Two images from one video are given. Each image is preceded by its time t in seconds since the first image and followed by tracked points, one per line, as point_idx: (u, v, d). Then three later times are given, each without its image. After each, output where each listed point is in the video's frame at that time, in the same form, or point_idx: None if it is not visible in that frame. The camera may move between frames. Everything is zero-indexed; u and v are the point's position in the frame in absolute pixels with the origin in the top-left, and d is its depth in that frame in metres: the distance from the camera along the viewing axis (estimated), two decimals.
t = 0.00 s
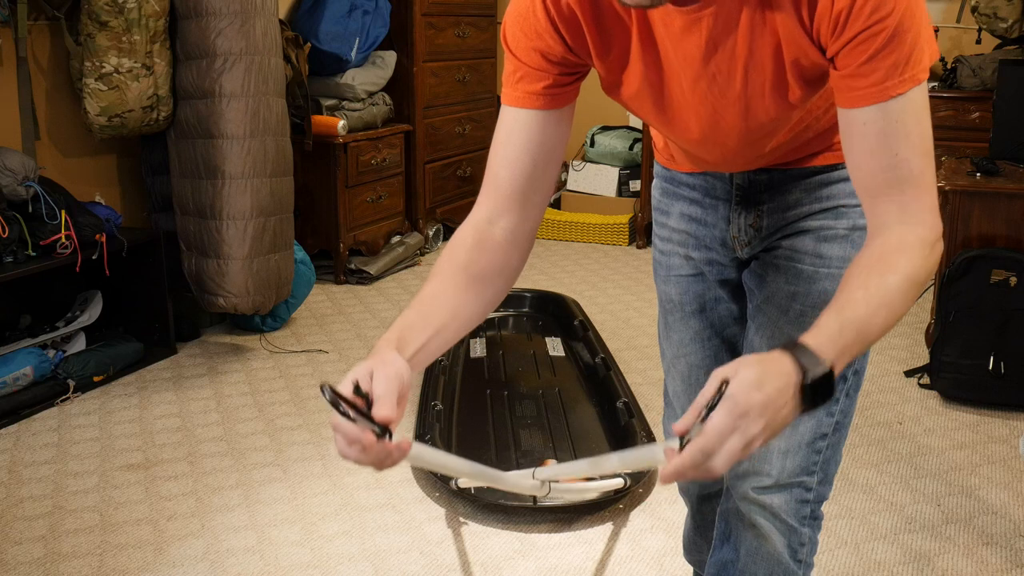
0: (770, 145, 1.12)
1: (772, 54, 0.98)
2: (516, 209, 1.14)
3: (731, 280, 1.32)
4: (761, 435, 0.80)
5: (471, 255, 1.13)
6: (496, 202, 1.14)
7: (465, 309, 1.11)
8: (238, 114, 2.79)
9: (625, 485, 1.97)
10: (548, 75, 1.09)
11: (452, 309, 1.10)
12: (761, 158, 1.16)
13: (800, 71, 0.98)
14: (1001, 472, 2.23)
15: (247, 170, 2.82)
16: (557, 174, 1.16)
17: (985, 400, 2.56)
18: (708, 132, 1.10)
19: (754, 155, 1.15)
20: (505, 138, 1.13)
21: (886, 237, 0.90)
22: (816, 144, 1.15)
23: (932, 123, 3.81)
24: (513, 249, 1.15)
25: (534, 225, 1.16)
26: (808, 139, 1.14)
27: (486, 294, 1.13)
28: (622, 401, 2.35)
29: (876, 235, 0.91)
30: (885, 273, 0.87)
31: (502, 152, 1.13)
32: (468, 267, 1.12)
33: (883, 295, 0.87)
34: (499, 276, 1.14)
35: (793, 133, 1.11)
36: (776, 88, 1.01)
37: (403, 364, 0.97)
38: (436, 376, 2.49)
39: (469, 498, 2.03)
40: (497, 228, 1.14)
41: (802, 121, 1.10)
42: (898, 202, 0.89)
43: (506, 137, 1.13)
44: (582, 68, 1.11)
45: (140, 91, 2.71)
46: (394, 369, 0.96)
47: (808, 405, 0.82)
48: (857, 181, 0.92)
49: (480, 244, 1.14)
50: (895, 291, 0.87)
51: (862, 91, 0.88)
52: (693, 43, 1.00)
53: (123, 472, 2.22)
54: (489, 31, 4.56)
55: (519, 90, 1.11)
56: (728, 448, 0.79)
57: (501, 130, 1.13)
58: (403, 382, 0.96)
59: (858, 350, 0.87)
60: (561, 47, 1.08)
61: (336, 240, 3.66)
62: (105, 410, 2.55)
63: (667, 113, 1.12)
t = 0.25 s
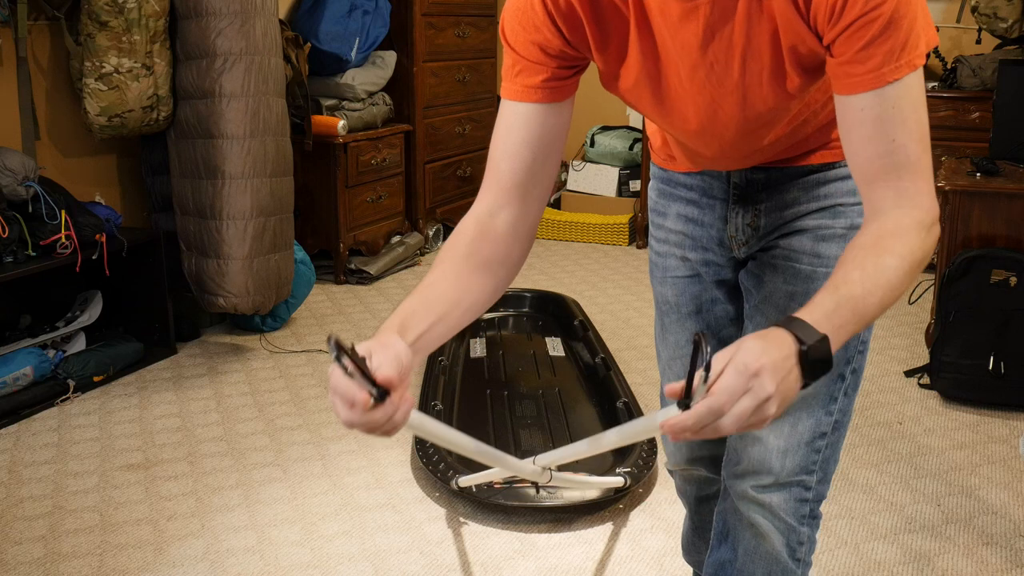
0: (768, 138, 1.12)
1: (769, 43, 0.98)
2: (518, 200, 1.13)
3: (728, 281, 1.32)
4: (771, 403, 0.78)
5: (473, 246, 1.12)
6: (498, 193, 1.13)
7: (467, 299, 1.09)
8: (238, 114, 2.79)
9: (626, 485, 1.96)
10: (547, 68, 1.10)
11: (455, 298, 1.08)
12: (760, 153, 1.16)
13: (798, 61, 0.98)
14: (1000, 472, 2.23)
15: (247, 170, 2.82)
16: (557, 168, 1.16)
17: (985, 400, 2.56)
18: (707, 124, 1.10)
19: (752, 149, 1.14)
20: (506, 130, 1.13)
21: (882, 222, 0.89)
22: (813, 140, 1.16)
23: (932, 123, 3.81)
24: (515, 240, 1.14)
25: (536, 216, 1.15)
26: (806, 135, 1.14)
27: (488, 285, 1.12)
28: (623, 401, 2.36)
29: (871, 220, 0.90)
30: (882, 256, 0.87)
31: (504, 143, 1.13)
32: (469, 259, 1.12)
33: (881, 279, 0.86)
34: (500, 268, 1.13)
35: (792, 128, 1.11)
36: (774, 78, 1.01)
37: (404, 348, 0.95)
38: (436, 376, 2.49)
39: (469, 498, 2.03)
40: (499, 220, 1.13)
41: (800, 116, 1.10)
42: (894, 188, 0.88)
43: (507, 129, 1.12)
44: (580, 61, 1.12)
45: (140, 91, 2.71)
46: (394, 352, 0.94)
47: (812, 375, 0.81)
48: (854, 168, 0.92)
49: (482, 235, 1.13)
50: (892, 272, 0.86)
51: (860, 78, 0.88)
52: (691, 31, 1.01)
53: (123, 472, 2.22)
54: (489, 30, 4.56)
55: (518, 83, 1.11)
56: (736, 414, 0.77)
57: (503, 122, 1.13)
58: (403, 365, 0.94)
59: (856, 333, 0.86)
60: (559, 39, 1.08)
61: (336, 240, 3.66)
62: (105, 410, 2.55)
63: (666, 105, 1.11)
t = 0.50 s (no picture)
0: (766, 134, 1.13)
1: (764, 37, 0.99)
2: (527, 193, 1.13)
3: (725, 281, 1.32)
4: (781, 387, 0.77)
5: (481, 240, 1.12)
6: (506, 186, 1.13)
7: (479, 291, 1.09)
8: (238, 114, 2.79)
9: (626, 486, 1.96)
10: (547, 62, 1.10)
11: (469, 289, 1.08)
12: (759, 150, 1.16)
13: (793, 53, 0.99)
14: (1001, 472, 2.23)
15: (247, 170, 2.82)
16: (561, 164, 1.16)
17: (984, 400, 2.56)
18: (705, 117, 1.10)
19: (752, 145, 1.15)
20: (510, 124, 1.13)
21: (874, 211, 0.89)
22: (812, 138, 1.16)
23: (932, 123, 3.81)
24: (524, 233, 1.14)
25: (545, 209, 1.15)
26: (806, 132, 1.14)
27: (500, 277, 1.12)
28: (622, 401, 2.36)
29: (860, 210, 0.90)
30: (874, 246, 0.87)
31: (510, 137, 1.13)
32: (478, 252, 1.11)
33: (874, 269, 0.86)
34: (509, 261, 1.13)
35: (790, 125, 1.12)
36: (770, 69, 1.01)
37: (419, 336, 0.94)
38: (436, 377, 2.50)
39: (469, 498, 2.03)
40: (507, 214, 1.13)
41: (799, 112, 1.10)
42: (886, 177, 0.89)
43: (511, 124, 1.12)
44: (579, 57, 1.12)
45: (140, 91, 2.71)
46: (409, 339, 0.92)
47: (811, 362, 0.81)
48: (845, 158, 0.93)
49: (491, 229, 1.12)
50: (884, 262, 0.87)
51: (852, 67, 0.89)
52: (687, 22, 1.01)
53: (123, 471, 2.22)
54: (489, 30, 4.56)
55: (518, 78, 1.12)
56: (747, 396, 0.76)
57: (506, 117, 1.13)
58: (419, 354, 0.92)
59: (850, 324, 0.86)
60: (557, 31, 1.09)
61: (336, 240, 3.66)
62: (105, 410, 2.55)
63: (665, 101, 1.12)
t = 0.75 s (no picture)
0: (767, 132, 1.12)
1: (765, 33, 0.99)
2: (527, 189, 1.13)
3: (725, 281, 1.32)
4: (782, 376, 0.78)
5: (481, 235, 1.12)
6: (507, 182, 1.13)
7: (479, 284, 1.09)
8: (238, 113, 2.79)
9: (626, 486, 1.96)
10: (548, 58, 1.10)
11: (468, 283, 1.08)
12: (759, 148, 1.16)
13: (794, 49, 0.99)
14: (1001, 472, 2.23)
15: (247, 170, 2.82)
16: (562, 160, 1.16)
17: (984, 400, 2.56)
18: (704, 113, 1.10)
19: (752, 142, 1.15)
20: (511, 120, 1.13)
21: (878, 207, 0.89)
22: (812, 137, 1.16)
23: (932, 123, 3.81)
24: (524, 229, 1.14)
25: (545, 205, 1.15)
26: (806, 131, 1.14)
27: (500, 272, 1.12)
28: (622, 401, 2.36)
29: (866, 206, 0.90)
30: (878, 240, 0.87)
31: (510, 133, 1.13)
32: (478, 246, 1.11)
33: (877, 263, 0.86)
34: (508, 256, 1.13)
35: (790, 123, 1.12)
36: (770, 66, 1.01)
37: (419, 327, 0.94)
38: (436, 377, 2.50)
39: (469, 498, 2.03)
40: (508, 209, 1.13)
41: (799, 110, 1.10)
42: (889, 172, 0.89)
43: (513, 119, 1.13)
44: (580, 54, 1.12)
45: (140, 91, 2.71)
46: (408, 329, 0.92)
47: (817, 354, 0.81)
48: (849, 154, 0.93)
49: (491, 224, 1.13)
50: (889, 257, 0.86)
51: (853, 64, 0.89)
52: (688, 17, 1.01)
53: (123, 472, 2.22)
54: (489, 30, 4.56)
55: (520, 74, 1.12)
56: (748, 384, 0.77)
57: (508, 113, 1.13)
58: (419, 344, 0.93)
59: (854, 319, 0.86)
60: (560, 25, 1.09)
61: (336, 240, 3.66)
62: (104, 410, 2.55)
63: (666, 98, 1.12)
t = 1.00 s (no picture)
0: (767, 137, 1.12)
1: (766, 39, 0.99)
2: (528, 191, 1.14)
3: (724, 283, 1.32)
4: (779, 372, 0.78)
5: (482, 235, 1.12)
6: (508, 183, 1.13)
7: (480, 283, 1.09)
8: (238, 113, 2.79)
9: (626, 486, 1.96)
10: (550, 62, 1.10)
11: (469, 282, 1.08)
12: (758, 153, 1.16)
13: (792, 56, 0.99)
14: (1001, 472, 2.23)
15: (247, 170, 2.82)
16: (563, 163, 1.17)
17: (984, 400, 2.56)
18: (704, 120, 1.10)
19: (751, 148, 1.14)
20: (513, 123, 1.13)
21: (880, 211, 0.89)
22: (810, 143, 1.16)
23: (932, 123, 3.81)
24: (524, 230, 1.14)
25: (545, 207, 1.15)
26: (805, 137, 1.14)
27: (500, 272, 1.12)
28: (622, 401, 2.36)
29: (867, 211, 0.90)
30: (879, 243, 0.87)
31: (512, 135, 1.13)
32: (479, 246, 1.11)
33: (879, 266, 0.86)
34: (509, 256, 1.13)
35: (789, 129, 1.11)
36: (769, 71, 1.01)
37: (422, 322, 0.94)
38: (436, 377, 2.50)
39: (469, 498, 2.03)
40: (509, 211, 1.14)
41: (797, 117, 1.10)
42: (890, 178, 0.89)
43: (514, 123, 1.13)
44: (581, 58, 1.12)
45: (140, 91, 2.71)
46: (412, 326, 0.92)
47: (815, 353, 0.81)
48: (850, 160, 0.93)
49: (492, 225, 1.13)
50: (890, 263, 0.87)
51: (853, 70, 0.89)
52: (688, 24, 1.01)
53: (123, 472, 2.22)
54: (489, 30, 4.56)
55: (521, 79, 1.12)
56: (744, 373, 0.77)
57: (509, 116, 1.13)
58: (421, 339, 0.92)
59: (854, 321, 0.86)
60: (563, 30, 1.09)
61: (336, 240, 3.66)
62: (105, 410, 2.55)
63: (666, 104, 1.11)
